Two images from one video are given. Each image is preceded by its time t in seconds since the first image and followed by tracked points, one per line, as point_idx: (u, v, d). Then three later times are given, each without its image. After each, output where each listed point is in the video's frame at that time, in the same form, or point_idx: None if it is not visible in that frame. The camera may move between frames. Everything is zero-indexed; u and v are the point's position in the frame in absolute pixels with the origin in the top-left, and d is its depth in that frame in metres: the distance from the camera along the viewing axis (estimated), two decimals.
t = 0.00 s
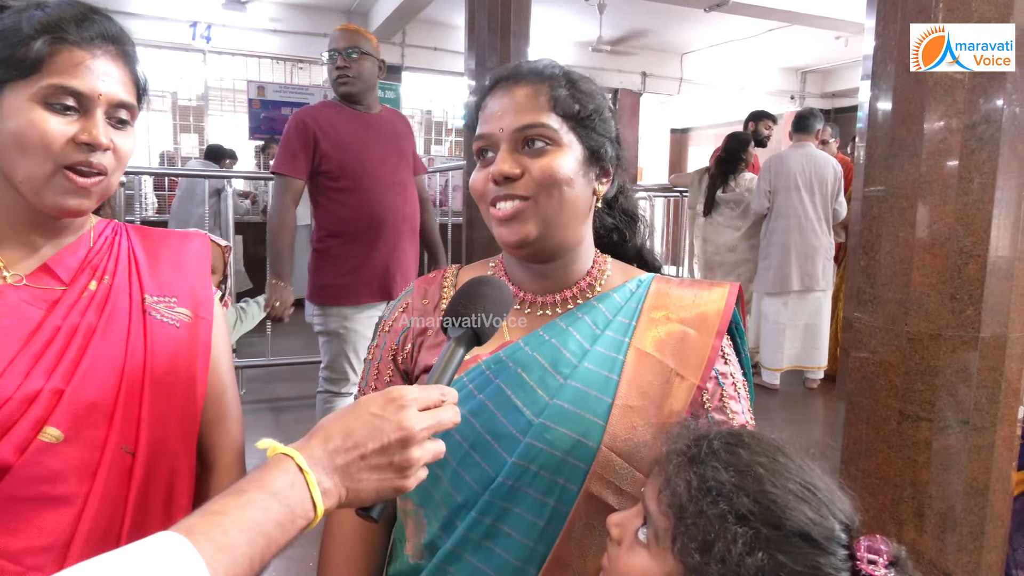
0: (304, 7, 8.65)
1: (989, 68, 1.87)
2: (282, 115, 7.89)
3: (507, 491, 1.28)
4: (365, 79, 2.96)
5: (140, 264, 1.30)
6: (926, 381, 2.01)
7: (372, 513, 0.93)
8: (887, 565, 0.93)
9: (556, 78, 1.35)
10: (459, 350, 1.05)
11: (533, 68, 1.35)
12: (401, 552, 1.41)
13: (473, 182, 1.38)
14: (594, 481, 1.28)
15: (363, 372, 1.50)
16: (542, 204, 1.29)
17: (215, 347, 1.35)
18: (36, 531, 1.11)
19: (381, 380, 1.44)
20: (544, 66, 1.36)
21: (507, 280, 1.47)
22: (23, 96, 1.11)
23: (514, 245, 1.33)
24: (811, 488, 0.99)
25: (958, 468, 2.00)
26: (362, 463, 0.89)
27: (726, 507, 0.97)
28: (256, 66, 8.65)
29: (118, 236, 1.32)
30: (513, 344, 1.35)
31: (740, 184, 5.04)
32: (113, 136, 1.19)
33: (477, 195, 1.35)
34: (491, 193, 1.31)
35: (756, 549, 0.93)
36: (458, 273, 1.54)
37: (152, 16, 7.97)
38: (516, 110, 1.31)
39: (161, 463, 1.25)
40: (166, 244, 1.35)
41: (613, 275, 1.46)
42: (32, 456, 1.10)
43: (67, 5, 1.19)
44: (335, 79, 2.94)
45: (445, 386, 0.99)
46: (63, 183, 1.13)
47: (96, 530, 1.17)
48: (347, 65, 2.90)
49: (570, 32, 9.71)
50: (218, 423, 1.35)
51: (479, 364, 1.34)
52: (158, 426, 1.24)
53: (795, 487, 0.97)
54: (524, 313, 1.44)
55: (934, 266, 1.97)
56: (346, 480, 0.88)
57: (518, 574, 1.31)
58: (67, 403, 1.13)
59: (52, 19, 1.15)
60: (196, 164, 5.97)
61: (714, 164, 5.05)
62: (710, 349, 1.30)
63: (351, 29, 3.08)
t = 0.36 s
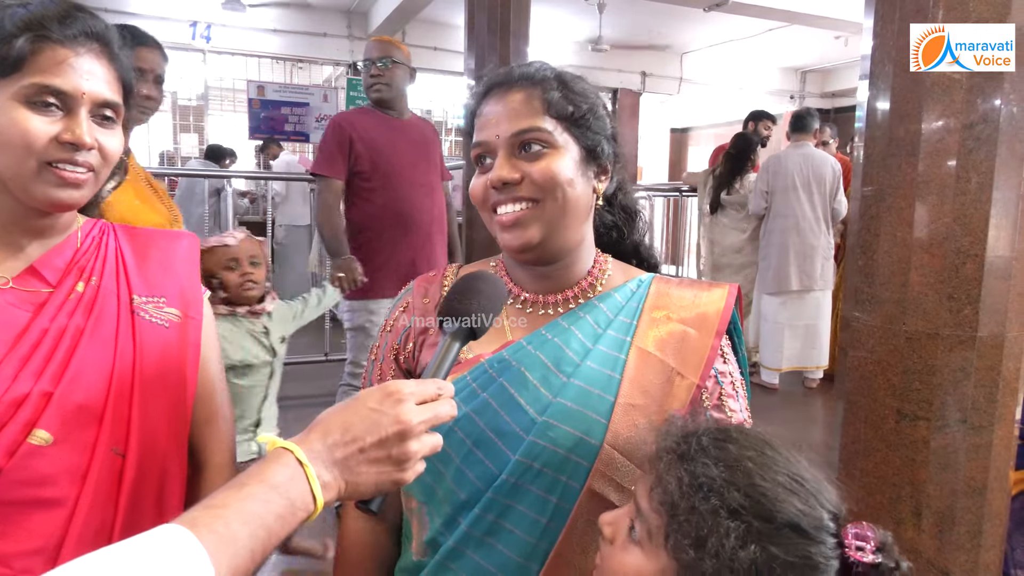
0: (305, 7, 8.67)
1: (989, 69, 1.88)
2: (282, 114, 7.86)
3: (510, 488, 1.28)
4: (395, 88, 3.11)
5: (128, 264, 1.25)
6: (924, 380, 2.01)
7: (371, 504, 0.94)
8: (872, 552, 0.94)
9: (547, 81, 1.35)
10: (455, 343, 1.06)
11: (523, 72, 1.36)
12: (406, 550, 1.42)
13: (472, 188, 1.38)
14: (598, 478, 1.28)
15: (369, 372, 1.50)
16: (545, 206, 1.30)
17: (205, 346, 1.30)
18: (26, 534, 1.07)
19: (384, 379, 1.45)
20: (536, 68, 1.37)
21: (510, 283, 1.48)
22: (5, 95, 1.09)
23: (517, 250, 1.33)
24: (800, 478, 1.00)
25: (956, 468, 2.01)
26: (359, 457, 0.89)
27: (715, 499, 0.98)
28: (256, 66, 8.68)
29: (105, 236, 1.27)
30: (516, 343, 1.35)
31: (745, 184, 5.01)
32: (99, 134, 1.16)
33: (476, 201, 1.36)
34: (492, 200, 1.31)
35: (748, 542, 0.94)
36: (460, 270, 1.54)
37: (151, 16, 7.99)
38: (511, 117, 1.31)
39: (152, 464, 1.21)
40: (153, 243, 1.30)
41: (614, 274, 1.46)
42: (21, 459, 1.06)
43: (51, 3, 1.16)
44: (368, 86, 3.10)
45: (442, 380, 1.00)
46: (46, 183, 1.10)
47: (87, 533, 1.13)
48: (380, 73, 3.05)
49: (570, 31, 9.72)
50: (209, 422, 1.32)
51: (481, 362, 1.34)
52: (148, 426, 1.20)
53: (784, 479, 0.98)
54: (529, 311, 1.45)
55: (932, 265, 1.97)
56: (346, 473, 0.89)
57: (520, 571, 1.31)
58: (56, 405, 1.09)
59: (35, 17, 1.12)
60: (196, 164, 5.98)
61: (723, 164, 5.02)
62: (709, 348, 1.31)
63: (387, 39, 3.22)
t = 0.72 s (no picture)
0: (304, 7, 8.67)
1: (988, 69, 1.88)
2: (281, 114, 7.88)
3: (508, 485, 1.28)
4: (414, 91, 3.15)
5: (116, 265, 1.25)
6: (921, 379, 2.02)
7: (371, 503, 0.95)
8: (850, 504, 1.02)
9: (550, 81, 1.35)
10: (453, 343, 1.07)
11: (526, 73, 1.36)
12: (403, 549, 1.42)
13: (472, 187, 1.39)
14: (594, 478, 1.29)
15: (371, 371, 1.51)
16: (545, 207, 1.30)
17: (196, 347, 1.29)
18: (16, 536, 1.07)
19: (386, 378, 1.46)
20: (539, 69, 1.37)
21: (510, 283, 1.48)
22: None
23: (516, 250, 1.34)
24: (777, 452, 1.09)
25: (955, 466, 2.01)
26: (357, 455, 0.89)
27: (709, 473, 1.03)
28: (255, 66, 8.69)
29: (94, 238, 1.26)
30: (515, 343, 1.36)
31: (745, 184, 5.00)
32: (83, 135, 1.16)
33: (476, 200, 1.36)
34: (492, 199, 1.32)
35: (751, 510, 0.98)
36: (462, 271, 1.55)
37: (151, 17, 8.00)
38: (512, 117, 1.32)
39: (142, 466, 1.20)
40: (142, 244, 1.30)
41: (614, 275, 1.47)
42: (10, 461, 1.06)
43: (36, 5, 1.17)
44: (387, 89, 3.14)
45: (440, 378, 1.00)
46: (30, 182, 1.10)
47: (78, 534, 1.12)
48: (400, 77, 3.08)
49: (569, 31, 9.72)
50: (200, 423, 1.31)
51: (481, 361, 1.35)
52: (138, 428, 1.19)
53: (761, 451, 1.07)
54: (529, 311, 1.45)
55: (930, 263, 1.98)
56: (346, 471, 0.89)
57: (519, 569, 1.32)
58: (44, 406, 1.09)
59: (17, 18, 1.13)
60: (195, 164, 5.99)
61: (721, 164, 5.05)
62: (708, 348, 1.31)
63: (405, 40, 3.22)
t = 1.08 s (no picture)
0: (303, 7, 8.68)
1: (988, 69, 1.88)
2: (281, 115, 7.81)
3: (510, 483, 1.29)
4: (415, 91, 3.15)
5: (110, 266, 1.24)
6: (920, 377, 2.02)
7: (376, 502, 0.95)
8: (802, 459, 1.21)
9: (585, 89, 1.35)
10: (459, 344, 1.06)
11: (561, 75, 1.35)
12: (403, 550, 1.41)
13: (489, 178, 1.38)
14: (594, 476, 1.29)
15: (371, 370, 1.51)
16: (556, 214, 1.31)
17: (188, 348, 1.31)
18: (15, 537, 1.06)
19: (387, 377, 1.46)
20: (572, 72, 1.36)
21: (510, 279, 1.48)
22: None
23: (521, 242, 1.34)
24: (731, 422, 1.23)
25: (955, 464, 2.01)
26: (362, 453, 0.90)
27: (685, 447, 1.15)
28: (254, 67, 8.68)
29: (85, 239, 1.25)
30: (515, 341, 1.35)
31: (742, 183, 4.99)
32: (75, 139, 1.16)
33: (490, 192, 1.35)
34: (505, 194, 1.31)
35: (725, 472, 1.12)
36: (462, 270, 1.55)
37: (149, 18, 7.99)
38: (539, 117, 1.31)
39: (138, 466, 1.21)
40: (133, 244, 1.29)
41: (613, 273, 1.46)
42: (7, 462, 1.05)
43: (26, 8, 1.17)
44: (388, 89, 3.13)
45: (447, 378, 1.00)
46: (23, 184, 1.11)
47: (75, 533, 1.13)
48: (401, 78, 3.08)
49: (568, 30, 9.71)
50: (194, 423, 1.32)
51: (482, 360, 1.34)
52: (133, 428, 1.20)
53: (719, 422, 1.21)
54: (530, 309, 1.44)
55: (929, 261, 1.98)
56: (351, 467, 0.89)
57: (521, 566, 1.33)
58: (41, 406, 1.09)
59: (9, 22, 1.12)
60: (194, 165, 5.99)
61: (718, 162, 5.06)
62: (708, 344, 1.32)
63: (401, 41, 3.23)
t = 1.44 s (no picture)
0: (303, 7, 8.70)
1: (988, 68, 1.88)
2: (281, 116, 7.80)
3: (513, 487, 1.29)
4: (411, 88, 3.15)
5: (106, 267, 1.24)
6: (921, 375, 2.02)
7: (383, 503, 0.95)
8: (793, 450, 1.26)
9: (548, 83, 1.35)
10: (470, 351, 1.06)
11: (526, 75, 1.36)
12: (404, 550, 1.42)
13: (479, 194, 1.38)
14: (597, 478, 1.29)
15: (375, 369, 1.52)
16: (557, 208, 1.31)
17: (185, 348, 1.31)
18: (15, 539, 1.06)
19: (392, 379, 1.46)
20: (536, 71, 1.37)
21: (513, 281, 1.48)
22: None
23: (529, 247, 1.34)
24: (728, 417, 1.24)
25: (955, 462, 2.02)
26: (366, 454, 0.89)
27: (691, 441, 1.16)
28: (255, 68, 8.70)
29: (81, 240, 1.26)
30: (520, 343, 1.35)
31: (743, 182, 4.99)
32: (70, 140, 1.16)
33: (484, 206, 1.36)
34: (500, 205, 1.31)
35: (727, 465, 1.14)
36: (466, 271, 1.55)
37: (149, 19, 8.00)
38: (514, 119, 1.32)
39: (137, 466, 1.21)
40: (130, 245, 1.30)
41: (618, 275, 1.47)
42: (6, 464, 1.05)
43: (20, 11, 1.17)
44: (386, 86, 3.12)
45: (457, 383, 1.00)
46: (19, 187, 1.11)
47: (74, 535, 1.13)
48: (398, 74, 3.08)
49: (568, 30, 9.72)
50: (191, 424, 1.32)
51: (486, 362, 1.34)
52: (132, 429, 1.20)
53: (715, 416, 1.22)
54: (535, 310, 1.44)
55: (930, 259, 1.98)
56: (359, 468, 0.89)
57: (523, 569, 1.33)
58: (40, 408, 1.09)
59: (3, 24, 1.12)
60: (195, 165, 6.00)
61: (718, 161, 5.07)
62: (714, 349, 1.32)
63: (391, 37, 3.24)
